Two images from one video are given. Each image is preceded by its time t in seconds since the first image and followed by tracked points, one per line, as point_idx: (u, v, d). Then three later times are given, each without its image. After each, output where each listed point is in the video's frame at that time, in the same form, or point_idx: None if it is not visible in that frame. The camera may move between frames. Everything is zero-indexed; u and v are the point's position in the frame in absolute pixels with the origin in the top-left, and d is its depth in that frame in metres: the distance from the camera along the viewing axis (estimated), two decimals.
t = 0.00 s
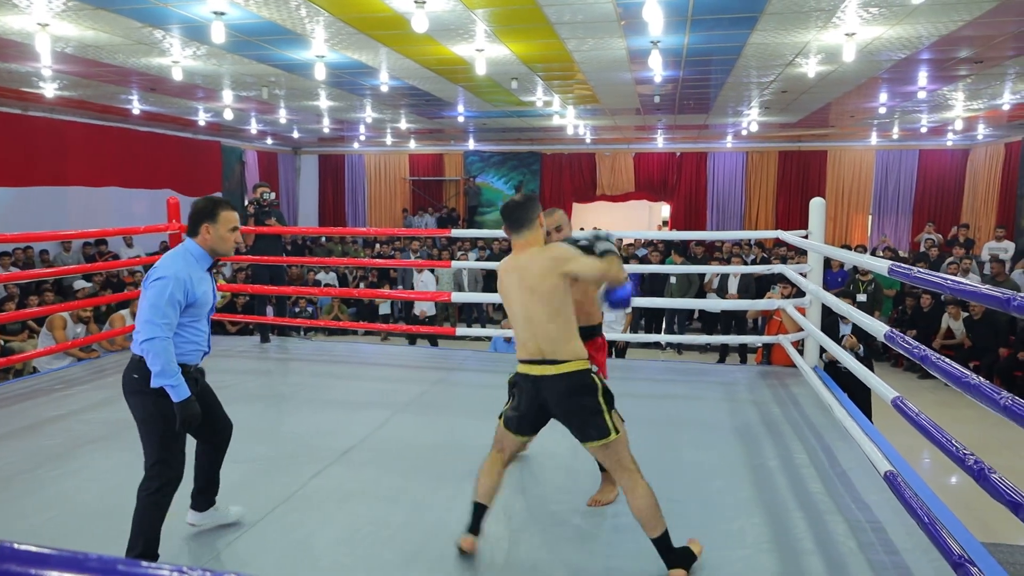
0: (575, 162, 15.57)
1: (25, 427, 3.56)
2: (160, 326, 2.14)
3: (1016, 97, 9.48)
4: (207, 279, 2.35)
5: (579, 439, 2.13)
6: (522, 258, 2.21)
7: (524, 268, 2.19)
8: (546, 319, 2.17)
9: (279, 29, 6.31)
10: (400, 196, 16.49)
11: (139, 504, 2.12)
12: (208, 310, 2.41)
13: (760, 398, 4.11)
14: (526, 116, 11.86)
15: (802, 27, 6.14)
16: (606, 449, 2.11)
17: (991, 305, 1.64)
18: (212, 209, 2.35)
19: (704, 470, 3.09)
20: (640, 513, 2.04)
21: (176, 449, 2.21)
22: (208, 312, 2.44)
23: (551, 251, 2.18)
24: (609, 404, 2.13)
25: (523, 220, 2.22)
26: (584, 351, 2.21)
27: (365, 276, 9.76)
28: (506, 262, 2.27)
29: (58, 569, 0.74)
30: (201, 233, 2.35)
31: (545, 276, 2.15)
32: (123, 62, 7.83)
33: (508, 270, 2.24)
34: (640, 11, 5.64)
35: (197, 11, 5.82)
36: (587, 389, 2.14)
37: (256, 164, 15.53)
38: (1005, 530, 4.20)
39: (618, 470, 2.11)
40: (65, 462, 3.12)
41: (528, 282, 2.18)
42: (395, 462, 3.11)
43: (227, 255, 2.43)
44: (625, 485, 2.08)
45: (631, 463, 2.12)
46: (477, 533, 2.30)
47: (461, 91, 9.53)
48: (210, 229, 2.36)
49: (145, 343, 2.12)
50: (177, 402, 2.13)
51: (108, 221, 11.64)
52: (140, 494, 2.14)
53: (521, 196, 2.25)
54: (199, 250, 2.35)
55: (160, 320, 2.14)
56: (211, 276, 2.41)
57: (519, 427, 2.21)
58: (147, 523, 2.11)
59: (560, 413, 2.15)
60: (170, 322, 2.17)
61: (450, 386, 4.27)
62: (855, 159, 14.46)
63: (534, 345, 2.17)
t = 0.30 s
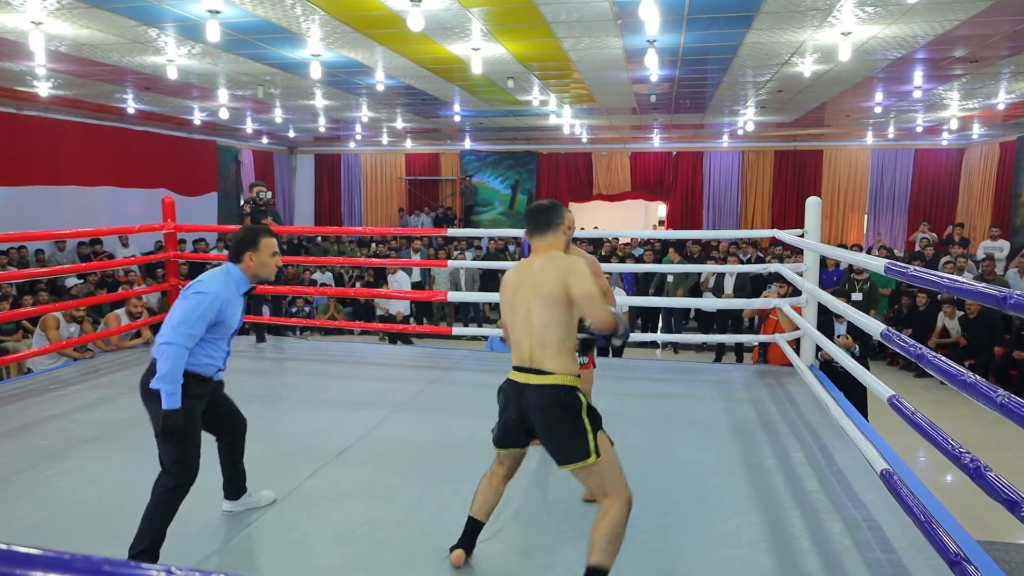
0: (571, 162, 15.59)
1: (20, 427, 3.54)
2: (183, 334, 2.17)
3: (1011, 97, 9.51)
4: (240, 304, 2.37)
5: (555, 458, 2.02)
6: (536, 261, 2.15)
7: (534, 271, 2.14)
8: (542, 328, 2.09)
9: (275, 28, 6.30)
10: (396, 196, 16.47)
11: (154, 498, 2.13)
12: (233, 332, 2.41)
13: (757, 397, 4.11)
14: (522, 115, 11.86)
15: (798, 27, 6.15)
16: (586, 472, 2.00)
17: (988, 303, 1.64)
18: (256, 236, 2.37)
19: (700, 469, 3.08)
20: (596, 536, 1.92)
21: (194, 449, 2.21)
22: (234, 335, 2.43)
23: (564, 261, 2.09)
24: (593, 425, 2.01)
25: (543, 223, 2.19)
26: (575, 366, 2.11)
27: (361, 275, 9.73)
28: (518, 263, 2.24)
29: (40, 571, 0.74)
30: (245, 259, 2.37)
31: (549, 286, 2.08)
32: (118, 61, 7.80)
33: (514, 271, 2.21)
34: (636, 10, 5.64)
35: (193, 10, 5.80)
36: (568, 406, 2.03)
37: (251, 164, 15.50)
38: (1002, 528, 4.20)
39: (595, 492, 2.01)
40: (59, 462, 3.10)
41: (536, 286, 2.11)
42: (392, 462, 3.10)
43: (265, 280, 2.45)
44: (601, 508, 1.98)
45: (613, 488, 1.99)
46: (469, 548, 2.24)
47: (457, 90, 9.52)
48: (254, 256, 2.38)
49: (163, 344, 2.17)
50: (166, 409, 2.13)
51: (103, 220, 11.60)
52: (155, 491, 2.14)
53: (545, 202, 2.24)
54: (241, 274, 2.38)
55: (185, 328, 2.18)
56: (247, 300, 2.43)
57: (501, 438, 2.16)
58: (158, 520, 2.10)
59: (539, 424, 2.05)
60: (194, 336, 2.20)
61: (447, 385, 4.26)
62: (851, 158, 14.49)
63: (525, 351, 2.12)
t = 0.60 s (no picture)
0: (568, 161, 15.59)
1: (14, 427, 3.52)
2: (218, 282, 2.42)
3: (1006, 97, 9.54)
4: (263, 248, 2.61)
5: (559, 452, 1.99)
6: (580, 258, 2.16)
7: (575, 264, 2.14)
8: (572, 316, 2.07)
9: (271, 26, 6.28)
10: (393, 196, 16.45)
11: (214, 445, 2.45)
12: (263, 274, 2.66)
13: (753, 396, 4.11)
14: (518, 115, 11.84)
15: (794, 26, 6.16)
16: (588, 467, 1.99)
17: (983, 303, 1.64)
18: (262, 187, 2.59)
19: (697, 468, 3.09)
20: (592, 539, 1.89)
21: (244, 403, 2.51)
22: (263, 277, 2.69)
23: (616, 266, 2.13)
24: (599, 421, 2.01)
25: (583, 220, 2.21)
26: (587, 359, 2.07)
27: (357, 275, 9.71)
28: (547, 256, 2.24)
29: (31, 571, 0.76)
30: (254, 209, 2.60)
31: (599, 286, 2.10)
32: (113, 60, 7.76)
33: (542, 263, 2.22)
34: (632, 10, 5.64)
35: (188, 8, 5.78)
36: (575, 397, 2.01)
37: (247, 163, 15.46)
38: (997, 526, 4.22)
39: (593, 491, 1.99)
40: (54, 463, 3.09)
41: (578, 281, 2.11)
42: (388, 462, 3.09)
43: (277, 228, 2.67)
44: (597, 509, 1.96)
45: (610, 489, 1.99)
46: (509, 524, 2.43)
47: (453, 90, 9.51)
48: (262, 206, 2.60)
49: (205, 296, 2.42)
50: (223, 349, 2.42)
51: (99, 220, 11.56)
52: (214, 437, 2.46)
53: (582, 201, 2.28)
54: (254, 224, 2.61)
55: (217, 277, 2.43)
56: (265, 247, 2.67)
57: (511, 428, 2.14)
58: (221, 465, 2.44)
59: (544, 416, 2.02)
60: (226, 281, 2.45)
61: (443, 385, 4.25)
62: (847, 158, 14.51)
63: (538, 338, 2.09)
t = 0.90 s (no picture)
0: (565, 161, 15.61)
1: (10, 428, 3.51)
2: (245, 296, 2.57)
3: (1001, 97, 9.57)
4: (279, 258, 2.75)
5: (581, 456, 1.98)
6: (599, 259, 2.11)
7: (596, 264, 2.10)
8: (591, 319, 2.04)
9: (267, 26, 6.27)
10: (390, 196, 16.44)
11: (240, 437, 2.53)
12: (284, 283, 2.81)
13: (750, 396, 4.12)
14: (515, 114, 11.84)
15: (791, 27, 6.17)
16: (610, 473, 1.96)
17: (979, 301, 1.64)
18: (274, 201, 2.72)
19: (694, 467, 3.09)
20: (623, 548, 1.87)
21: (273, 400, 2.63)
22: (285, 285, 2.84)
23: (638, 266, 2.09)
24: (623, 427, 1.97)
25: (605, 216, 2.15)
26: (609, 363, 2.05)
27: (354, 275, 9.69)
28: (570, 254, 2.20)
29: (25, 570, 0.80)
30: (267, 222, 2.71)
31: (620, 288, 2.05)
32: (109, 59, 7.75)
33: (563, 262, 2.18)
34: (629, 10, 5.65)
35: (184, 8, 5.77)
36: (598, 402, 1.99)
37: (243, 163, 15.44)
38: (994, 525, 4.22)
39: (617, 496, 1.96)
40: (50, 463, 3.08)
41: (598, 282, 2.07)
42: (385, 462, 3.08)
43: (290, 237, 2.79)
44: (623, 515, 1.93)
45: (634, 494, 1.96)
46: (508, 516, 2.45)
47: (450, 90, 9.51)
48: (274, 219, 2.71)
49: (236, 310, 2.58)
50: (258, 356, 2.57)
51: (95, 220, 11.53)
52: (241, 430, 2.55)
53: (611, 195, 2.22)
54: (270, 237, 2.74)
55: (245, 291, 2.57)
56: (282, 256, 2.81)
57: (535, 428, 2.15)
58: (242, 456, 2.51)
59: (566, 419, 2.01)
60: (254, 293, 2.59)
61: (440, 385, 4.25)
62: (843, 158, 14.54)
63: (560, 342, 2.07)
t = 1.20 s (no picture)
0: (562, 161, 15.62)
1: (8, 428, 3.51)
2: (252, 277, 2.80)
3: (997, 97, 9.59)
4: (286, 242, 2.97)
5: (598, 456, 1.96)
6: (620, 259, 2.09)
7: (617, 265, 2.08)
8: (610, 318, 2.01)
9: (264, 26, 6.26)
10: (387, 196, 16.43)
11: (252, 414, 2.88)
12: (293, 266, 3.03)
13: (747, 396, 4.13)
14: (513, 114, 11.83)
15: (787, 27, 6.19)
16: (626, 475, 1.95)
17: (974, 302, 1.65)
18: (279, 190, 2.93)
19: (691, 467, 3.10)
20: (634, 551, 1.88)
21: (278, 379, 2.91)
22: (294, 268, 3.06)
23: (659, 267, 2.06)
24: (641, 428, 1.95)
25: (627, 218, 2.14)
26: (628, 362, 2.02)
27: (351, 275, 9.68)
28: (589, 254, 2.18)
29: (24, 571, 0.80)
30: (273, 209, 2.94)
31: (640, 288, 2.02)
32: (106, 59, 7.73)
33: (583, 260, 2.16)
34: (626, 10, 5.65)
35: (181, 7, 5.77)
36: (615, 402, 1.97)
37: (240, 162, 15.42)
38: (990, 524, 4.24)
39: (632, 497, 1.97)
40: (48, 463, 3.08)
41: (618, 281, 2.04)
42: (382, 462, 3.09)
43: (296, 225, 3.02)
44: (636, 517, 1.94)
45: (650, 497, 1.96)
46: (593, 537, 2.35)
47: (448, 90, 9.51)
48: (280, 207, 2.94)
49: (247, 291, 2.81)
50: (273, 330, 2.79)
51: (91, 220, 11.51)
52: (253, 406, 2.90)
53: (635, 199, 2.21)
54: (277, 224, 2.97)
55: (252, 272, 2.80)
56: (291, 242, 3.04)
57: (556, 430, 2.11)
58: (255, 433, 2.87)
59: (583, 419, 1.99)
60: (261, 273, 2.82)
61: (438, 385, 4.25)
62: (840, 158, 14.57)
63: (577, 341, 2.05)
